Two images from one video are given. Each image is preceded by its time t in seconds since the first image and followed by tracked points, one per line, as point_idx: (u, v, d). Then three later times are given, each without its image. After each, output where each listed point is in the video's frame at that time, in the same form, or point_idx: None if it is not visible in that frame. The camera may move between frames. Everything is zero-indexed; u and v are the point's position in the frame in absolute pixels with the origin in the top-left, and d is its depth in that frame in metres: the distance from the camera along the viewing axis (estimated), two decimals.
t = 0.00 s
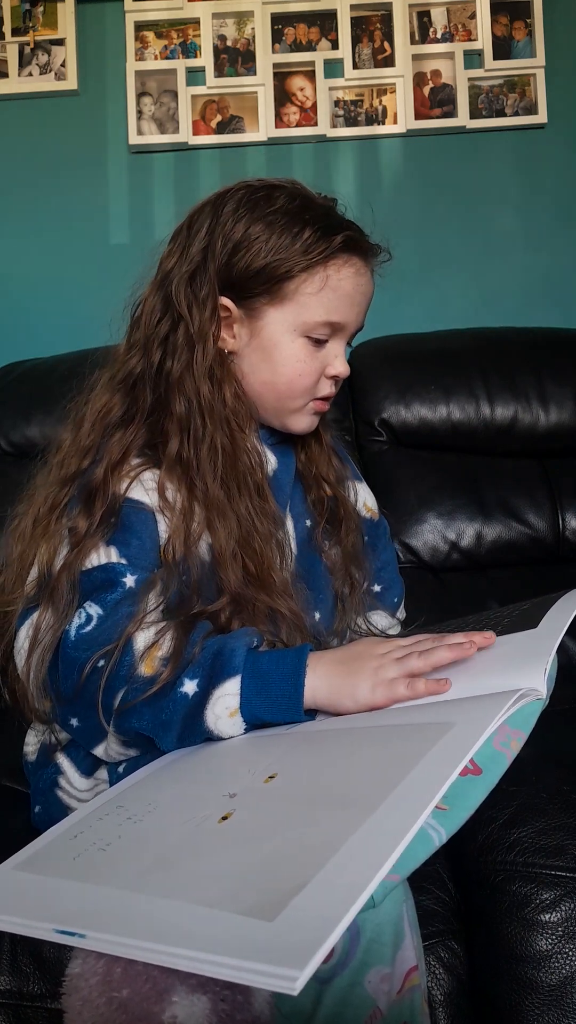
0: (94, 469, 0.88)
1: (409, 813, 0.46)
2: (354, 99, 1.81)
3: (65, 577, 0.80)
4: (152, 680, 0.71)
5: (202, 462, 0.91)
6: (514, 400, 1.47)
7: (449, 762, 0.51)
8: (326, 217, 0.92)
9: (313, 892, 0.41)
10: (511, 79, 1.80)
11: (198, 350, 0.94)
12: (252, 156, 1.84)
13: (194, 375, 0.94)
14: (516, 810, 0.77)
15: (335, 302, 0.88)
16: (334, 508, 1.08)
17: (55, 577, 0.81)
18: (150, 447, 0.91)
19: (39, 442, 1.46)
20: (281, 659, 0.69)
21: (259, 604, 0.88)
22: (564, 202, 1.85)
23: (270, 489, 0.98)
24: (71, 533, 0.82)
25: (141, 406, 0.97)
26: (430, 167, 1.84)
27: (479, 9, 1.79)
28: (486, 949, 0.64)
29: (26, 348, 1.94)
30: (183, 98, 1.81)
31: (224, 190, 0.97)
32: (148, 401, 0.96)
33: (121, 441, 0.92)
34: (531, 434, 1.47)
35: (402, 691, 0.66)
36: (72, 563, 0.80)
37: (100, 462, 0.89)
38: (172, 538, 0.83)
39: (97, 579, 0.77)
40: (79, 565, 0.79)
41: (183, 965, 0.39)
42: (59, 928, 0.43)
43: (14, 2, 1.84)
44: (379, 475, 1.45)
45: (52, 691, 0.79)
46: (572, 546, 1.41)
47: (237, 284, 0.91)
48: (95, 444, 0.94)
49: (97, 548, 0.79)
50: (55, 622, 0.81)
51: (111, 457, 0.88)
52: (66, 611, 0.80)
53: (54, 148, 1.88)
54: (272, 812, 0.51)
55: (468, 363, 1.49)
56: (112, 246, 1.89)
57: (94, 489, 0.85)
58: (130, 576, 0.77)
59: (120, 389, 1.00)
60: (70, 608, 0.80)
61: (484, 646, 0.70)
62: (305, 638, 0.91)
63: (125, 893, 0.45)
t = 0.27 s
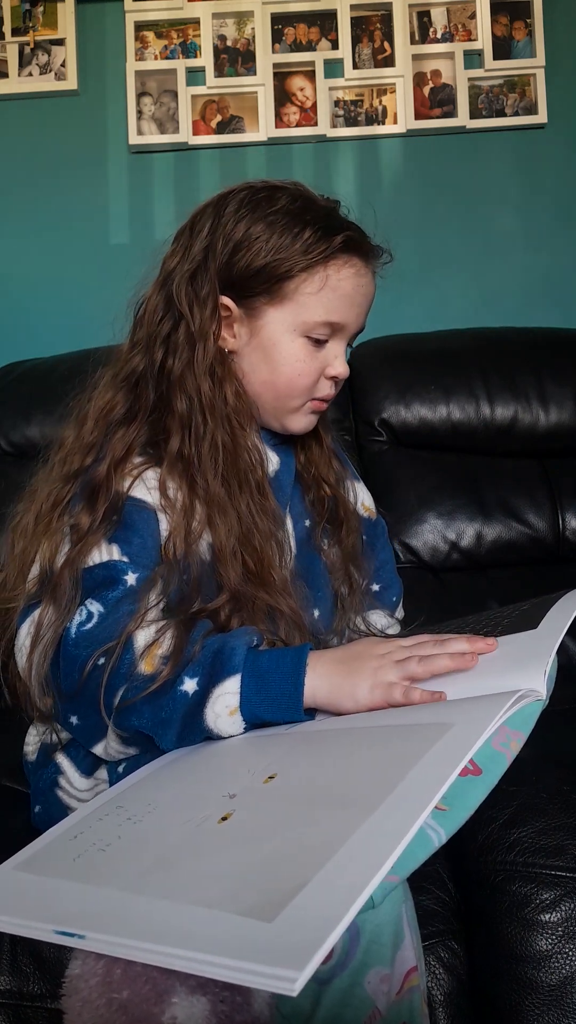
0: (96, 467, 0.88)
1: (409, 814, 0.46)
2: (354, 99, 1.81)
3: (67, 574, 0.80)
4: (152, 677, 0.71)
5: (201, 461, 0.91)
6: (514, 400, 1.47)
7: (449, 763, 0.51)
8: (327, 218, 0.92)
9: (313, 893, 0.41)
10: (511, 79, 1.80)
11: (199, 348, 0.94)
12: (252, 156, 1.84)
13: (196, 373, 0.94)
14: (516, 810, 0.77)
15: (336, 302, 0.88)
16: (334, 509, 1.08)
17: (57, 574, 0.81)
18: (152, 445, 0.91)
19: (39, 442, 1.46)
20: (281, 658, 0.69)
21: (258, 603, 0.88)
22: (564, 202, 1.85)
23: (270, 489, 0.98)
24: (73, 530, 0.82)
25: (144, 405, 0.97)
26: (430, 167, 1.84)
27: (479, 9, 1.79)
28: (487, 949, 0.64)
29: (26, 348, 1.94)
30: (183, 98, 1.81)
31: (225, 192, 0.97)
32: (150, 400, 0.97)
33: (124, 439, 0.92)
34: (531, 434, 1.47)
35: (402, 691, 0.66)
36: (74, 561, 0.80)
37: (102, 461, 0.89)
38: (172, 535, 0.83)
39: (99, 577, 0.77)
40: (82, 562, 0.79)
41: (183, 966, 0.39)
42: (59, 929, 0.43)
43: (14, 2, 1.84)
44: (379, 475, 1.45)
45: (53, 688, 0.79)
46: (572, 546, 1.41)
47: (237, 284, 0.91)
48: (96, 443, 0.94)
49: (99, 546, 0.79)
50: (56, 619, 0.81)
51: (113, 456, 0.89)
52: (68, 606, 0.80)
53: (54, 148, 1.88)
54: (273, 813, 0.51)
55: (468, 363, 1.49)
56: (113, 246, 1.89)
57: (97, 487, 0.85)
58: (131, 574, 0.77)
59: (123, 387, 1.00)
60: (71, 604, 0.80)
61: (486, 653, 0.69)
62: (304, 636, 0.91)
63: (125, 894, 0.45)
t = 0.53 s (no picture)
0: (95, 467, 0.88)
1: (411, 817, 0.46)
2: (354, 99, 1.81)
3: (66, 573, 0.80)
4: (152, 677, 0.71)
5: (198, 460, 0.91)
6: (514, 400, 1.47)
7: (451, 766, 0.51)
8: (320, 218, 0.92)
9: (317, 898, 0.41)
10: (511, 79, 1.80)
11: (190, 346, 0.94)
12: (252, 156, 1.84)
13: (185, 374, 0.94)
14: (516, 810, 0.77)
15: (326, 304, 0.87)
16: (334, 510, 1.08)
17: (57, 574, 0.81)
18: (150, 445, 0.91)
19: (39, 442, 1.46)
20: (282, 659, 0.69)
21: (257, 602, 0.88)
22: (564, 202, 1.85)
23: (268, 490, 0.98)
24: (72, 529, 0.82)
25: (141, 404, 0.97)
26: (430, 167, 1.84)
27: (479, 9, 1.79)
28: (486, 949, 0.64)
29: (26, 348, 1.93)
30: (183, 97, 1.81)
31: (220, 193, 0.97)
32: (148, 397, 0.96)
33: (122, 439, 0.92)
34: (531, 434, 1.47)
35: (402, 693, 0.66)
36: (73, 560, 0.80)
37: (100, 460, 0.89)
38: (170, 534, 0.83)
39: (97, 576, 0.77)
40: (81, 561, 0.79)
41: (187, 971, 0.39)
42: (61, 931, 0.43)
43: (14, 2, 1.84)
44: (380, 475, 1.45)
45: (53, 686, 0.79)
46: (572, 546, 1.41)
47: (230, 286, 0.92)
48: (95, 442, 0.94)
49: (97, 545, 0.79)
50: (56, 618, 0.81)
51: (111, 455, 0.89)
52: (69, 605, 0.80)
53: (54, 148, 1.88)
54: (274, 815, 0.51)
55: (468, 363, 1.49)
56: (113, 246, 1.89)
57: (95, 486, 0.85)
58: (130, 574, 0.77)
59: (120, 388, 1.00)
60: (71, 603, 0.79)
61: (486, 655, 0.69)
62: (302, 635, 0.92)
63: (127, 897, 0.45)
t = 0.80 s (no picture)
0: (93, 467, 0.88)
1: (411, 817, 0.46)
2: (354, 99, 1.81)
3: (65, 574, 0.80)
4: (152, 677, 0.71)
5: (195, 460, 0.91)
6: (514, 400, 1.47)
7: (450, 766, 0.51)
8: (314, 218, 0.91)
9: (317, 899, 0.41)
10: (511, 79, 1.80)
11: (183, 348, 0.95)
12: (252, 156, 1.84)
13: (179, 375, 0.94)
14: (516, 810, 0.77)
15: (318, 305, 0.87)
16: (333, 510, 1.08)
17: (55, 574, 0.81)
18: (147, 446, 0.91)
19: (39, 442, 1.46)
20: (282, 659, 0.69)
21: (256, 602, 0.88)
22: (563, 202, 1.85)
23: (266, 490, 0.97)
24: (71, 530, 0.82)
25: (139, 405, 0.97)
26: (430, 167, 1.84)
27: (479, 9, 1.79)
28: (486, 949, 0.64)
29: (27, 348, 1.93)
30: (183, 98, 1.81)
31: (214, 193, 0.97)
32: (145, 399, 0.97)
33: (119, 439, 0.92)
34: (531, 434, 1.47)
35: (402, 693, 0.66)
36: (72, 561, 0.80)
37: (98, 461, 0.89)
38: (169, 535, 0.83)
39: (96, 576, 0.77)
40: (80, 562, 0.79)
41: (187, 971, 0.39)
42: (62, 932, 0.43)
43: (14, 2, 1.84)
44: (380, 475, 1.45)
45: (53, 687, 0.79)
46: (572, 546, 1.41)
47: (221, 287, 0.92)
48: (94, 443, 0.94)
49: (96, 546, 0.79)
50: (56, 618, 0.80)
51: (108, 456, 0.88)
52: (68, 605, 0.80)
53: (54, 147, 1.88)
54: (273, 815, 0.51)
55: (468, 363, 1.49)
56: (113, 246, 1.90)
57: (93, 487, 0.85)
58: (129, 574, 0.77)
59: (116, 389, 1.01)
60: (70, 604, 0.79)
61: (486, 655, 0.69)
62: (302, 635, 0.92)
63: (127, 897, 0.45)
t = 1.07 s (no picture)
0: (92, 468, 0.88)
1: (411, 817, 0.46)
2: (354, 99, 1.81)
3: (65, 574, 0.80)
4: (152, 677, 0.71)
5: (193, 461, 0.91)
6: (514, 400, 1.47)
7: (449, 766, 0.51)
8: (309, 218, 0.91)
9: (317, 899, 0.41)
10: (511, 79, 1.80)
11: (178, 351, 0.95)
12: (252, 156, 1.84)
13: (175, 376, 0.95)
14: (515, 810, 0.77)
15: (312, 308, 0.86)
16: (333, 510, 1.08)
17: (55, 575, 0.81)
18: (146, 447, 0.91)
19: (39, 442, 1.46)
20: (281, 659, 0.69)
21: (256, 603, 0.88)
22: (563, 202, 1.85)
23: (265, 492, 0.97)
24: (71, 531, 0.82)
25: (138, 406, 0.97)
26: (429, 167, 1.84)
27: (479, 9, 1.78)
28: (486, 949, 0.64)
29: (27, 348, 1.93)
30: (183, 98, 1.81)
31: (210, 194, 0.97)
32: (143, 401, 0.97)
33: (118, 440, 0.92)
34: (531, 434, 1.47)
35: (402, 692, 0.66)
36: (72, 561, 0.80)
37: (98, 461, 0.89)
38: (169, 537, 0.83)
39: (96, 577, 0.77)
40: (80, 562, 0.79)
41: (188, 973, 0.39)
42: (61, 934, 0.43)
43: (14, 2, 1.84)
44: (380, 476, 1.45)
45: (53, 687, 0.79)
46: (572, 546, 1.41)
47: (215, 290, 0.92)
48: (93, 444, 0.95)
49: (96, 546, 0.79)
50: (55, 619, 0.80)
51: (108, 457, 0.88)
52: (67, 607, 0.80)
53: (54, 147, 1.88)
54: (272, 815, 0.51)
55: (468, 363, 1.49)
56: (113, 245, 1.90)
57: (93, 488, 0.85)
58: (129, 575, 0.77)
59: (115, 390, 1.01)
60: (70, 604, 0.79)
61: (486, 655, 0.69)
62: (302, 636, 0.92)
63: (127, 898, 0.45)
